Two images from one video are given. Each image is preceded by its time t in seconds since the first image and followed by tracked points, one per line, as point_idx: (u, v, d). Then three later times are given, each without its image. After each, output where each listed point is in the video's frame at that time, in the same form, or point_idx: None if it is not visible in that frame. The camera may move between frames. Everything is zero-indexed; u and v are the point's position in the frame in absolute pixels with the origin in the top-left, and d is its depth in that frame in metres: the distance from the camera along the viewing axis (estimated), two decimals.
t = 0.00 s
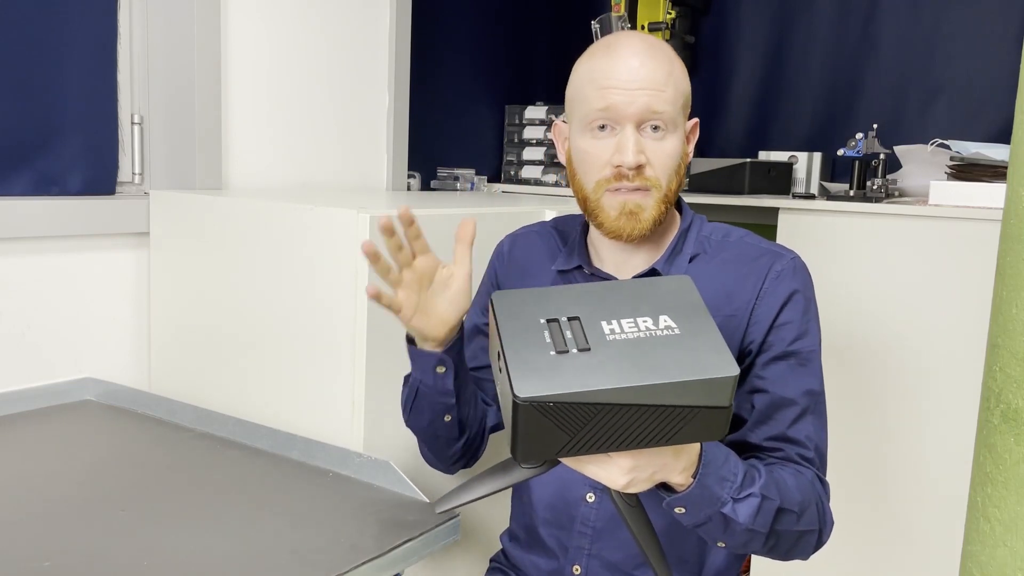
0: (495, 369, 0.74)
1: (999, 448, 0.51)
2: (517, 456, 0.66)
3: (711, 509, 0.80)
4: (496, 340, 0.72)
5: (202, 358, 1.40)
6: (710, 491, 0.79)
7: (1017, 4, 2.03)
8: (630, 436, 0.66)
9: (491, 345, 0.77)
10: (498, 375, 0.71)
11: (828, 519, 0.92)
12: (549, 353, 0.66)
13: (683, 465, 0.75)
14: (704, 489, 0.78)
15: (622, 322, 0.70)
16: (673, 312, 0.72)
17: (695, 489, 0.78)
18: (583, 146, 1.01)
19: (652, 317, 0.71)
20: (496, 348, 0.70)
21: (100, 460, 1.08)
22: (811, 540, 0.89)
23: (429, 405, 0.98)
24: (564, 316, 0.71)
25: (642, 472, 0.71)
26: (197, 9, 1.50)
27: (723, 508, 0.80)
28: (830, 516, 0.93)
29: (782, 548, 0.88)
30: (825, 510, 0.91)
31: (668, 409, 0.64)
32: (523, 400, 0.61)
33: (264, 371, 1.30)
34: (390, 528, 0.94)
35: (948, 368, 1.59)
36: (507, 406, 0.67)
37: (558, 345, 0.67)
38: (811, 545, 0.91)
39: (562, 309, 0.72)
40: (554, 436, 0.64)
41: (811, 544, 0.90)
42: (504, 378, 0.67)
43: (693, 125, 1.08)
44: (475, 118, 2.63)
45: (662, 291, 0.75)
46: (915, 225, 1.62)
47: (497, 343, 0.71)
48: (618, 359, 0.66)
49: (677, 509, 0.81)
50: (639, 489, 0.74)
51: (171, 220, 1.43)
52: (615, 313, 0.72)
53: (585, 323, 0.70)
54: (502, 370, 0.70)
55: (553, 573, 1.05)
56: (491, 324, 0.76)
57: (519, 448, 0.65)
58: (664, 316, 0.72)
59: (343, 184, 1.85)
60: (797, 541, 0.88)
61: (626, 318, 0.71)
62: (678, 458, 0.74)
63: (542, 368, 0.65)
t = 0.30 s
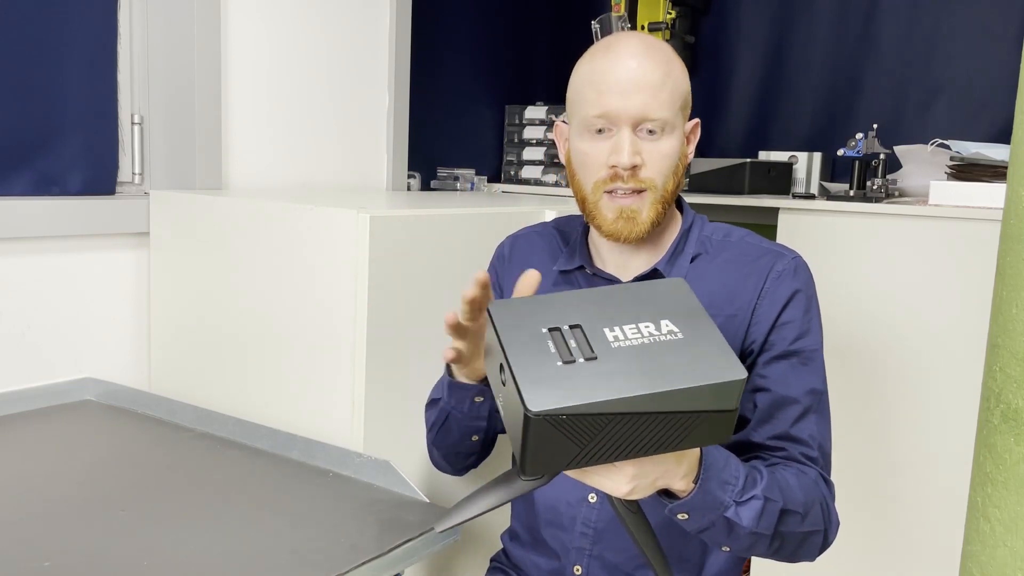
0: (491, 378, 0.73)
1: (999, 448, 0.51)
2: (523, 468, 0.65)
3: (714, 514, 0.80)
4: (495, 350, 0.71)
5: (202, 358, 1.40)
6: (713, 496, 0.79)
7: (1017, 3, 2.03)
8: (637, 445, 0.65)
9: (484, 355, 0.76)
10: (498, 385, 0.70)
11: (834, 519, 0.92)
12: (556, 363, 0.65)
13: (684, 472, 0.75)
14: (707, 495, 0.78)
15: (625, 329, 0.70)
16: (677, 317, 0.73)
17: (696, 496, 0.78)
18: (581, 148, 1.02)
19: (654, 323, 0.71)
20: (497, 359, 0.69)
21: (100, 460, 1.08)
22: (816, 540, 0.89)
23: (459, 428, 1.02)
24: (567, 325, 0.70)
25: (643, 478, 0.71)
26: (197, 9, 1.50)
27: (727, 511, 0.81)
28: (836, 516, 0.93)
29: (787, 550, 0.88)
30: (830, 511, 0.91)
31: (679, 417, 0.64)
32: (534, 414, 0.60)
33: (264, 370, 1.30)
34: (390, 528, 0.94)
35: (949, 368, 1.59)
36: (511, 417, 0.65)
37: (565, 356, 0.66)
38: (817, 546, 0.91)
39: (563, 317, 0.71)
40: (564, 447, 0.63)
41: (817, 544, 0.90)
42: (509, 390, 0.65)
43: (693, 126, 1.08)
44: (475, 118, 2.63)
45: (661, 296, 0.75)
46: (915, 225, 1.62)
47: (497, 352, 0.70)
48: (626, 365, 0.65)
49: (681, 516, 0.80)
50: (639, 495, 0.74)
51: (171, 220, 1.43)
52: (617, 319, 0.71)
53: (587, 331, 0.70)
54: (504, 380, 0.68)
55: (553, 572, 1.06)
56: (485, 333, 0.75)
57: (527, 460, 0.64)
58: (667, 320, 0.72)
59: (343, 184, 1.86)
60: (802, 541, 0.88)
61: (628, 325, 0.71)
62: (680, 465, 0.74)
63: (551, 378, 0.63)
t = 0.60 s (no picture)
0: (478, 363, 0.70)
1: (1000, 448, 0.51)
2: (532, 446, 0.62)
3: (704, 500, 0.80)
4: (486, 331, 0.68)
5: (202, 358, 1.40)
6: (701, 480, 0.79)
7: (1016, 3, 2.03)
8: (641, 415, 0.64)
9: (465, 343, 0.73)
10: (491, 365, 0.67)
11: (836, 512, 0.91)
12: (558, 336, 0.63)
13: (670, 452, 0.76)
14: (695, 478, 0.78)
15: (615, 302, 0.69)
16: (662, 292, 0.73)
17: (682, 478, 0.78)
18: (581, 148, 1.02)
19: (640, 297, 0.71)
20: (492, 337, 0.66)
21: (100, 460, 1.08)
22: (816, 532, 0.88)
23: (491, 422, 1.02)
24: (558, 300, 0.69)
25: (630, 455, 0.71)
26: (197, 9, 1.50)
27: (716, 497, 0.81)
28: (838, 510, 0.92)
29: (785, 541, 0.88)
30: (830, 502, 0.90)
31: (684, 384, 0.63)
32: (553, 384, 0.58)
33: (264, 371, 1.30)
34: (390, 528, 0.94)
35: (949, 368, 1.59)
36: (517, 394, 0.63)
37: (567, 329, 0.64)
38: (818, 539, 0.90)
39: (553, 294, 0.70)
40: (574, 419, 0.61)
41: (818, 537, 0.89)
42: (514, 365, 0.63)
43: (699, 128, 1.07)
44: (475, 118, 2.63)
45: (642, 274, 0.77)
46: (915, 225, 1.62)
47: (489, 332, 0.67)
48: (627, 334, 0.64)
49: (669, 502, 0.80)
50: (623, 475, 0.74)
51: (171, 220, 1.43)
52: (604, 295, 0.71)
53: (579, 305, 0.68)
54: (502, 358, 0.65)
55: (554, 569, 1.05)
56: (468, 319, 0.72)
57: (538, 435, 0.61)
58: (653, 294, 0.72)
59: (343, 184, 1.86)
60: (801, 532, 0.87)
61: (617, 299, 0.70)
62: (665, 445, 0.75)
63: (559, 348, 0.61)
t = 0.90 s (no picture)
0: (475, 357, 0.69)
1: (1000, 448, 0.55)
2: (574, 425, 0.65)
3: (682, 476, 0.80)
4: (490, 323, 0.67)
5: (202, 358, 1.40)
6: (676, 455, 0.79)
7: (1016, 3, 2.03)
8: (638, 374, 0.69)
9: (448, 340, 0.71)
10: (502, 356, 0.67)
11: (834, 504, 0.88)
12: (573, 312, 0.66)
13: (642, 425, 0.78)
14: (670, 450, 0.79)
15: (585, 268, 0.73)
16: (611, 249, 0.79)
17: (657, 446, 0.79)
18: (589, 132, 1.02)
19: (597, 259, 0.75)
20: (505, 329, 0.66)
21: (100, 460, 1.08)
22: (811, 520, 0.85)
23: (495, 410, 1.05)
24: (542, 276, 0.70)
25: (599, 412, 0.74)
26: (197, 9, 1.50)
27: (694, 474, 0.80)
28: (836, 502, 0.88)
29: (777, 529, 0.85)
30: (825, 491, 0.87)
31: (664, 332, 0.70)
32: (604, 357, 0.61)
33: (264, 371, 1.30)
34: (390, 528, 0.94)
35: (949, 368, 1.59)
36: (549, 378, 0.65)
37: (575, 304, 0.67)
38: (813, 530, 0.86)
39: (534, 270, 0.71)
40: (607, 391, 0.64)
41: (813, 528, 0.86)
42: (545, 351, 0.64)
43: (712, 128, 1.07)
44: (475, 118, 2.63)
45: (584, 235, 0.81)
46: (915, 225, 1.62)
47: (495, 324, 0.67)
48: (620, 300, 0.68)
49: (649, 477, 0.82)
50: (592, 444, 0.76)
51: (171, 219, 1.43)
52: (573, 261, 0.74)
53: (561, 278, 0.70)
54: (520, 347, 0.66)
55: (556, 566, 1.05)
56: (451, 314, 0.70)
57: (582, 411, 0.64)
58: (604, 253, 0.77)
59: (343, 184, 1.86)
60: (793, 519, 0.85)
61: (585, 267, 0.73)
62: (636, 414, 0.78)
63: (582, 322, 0.64)
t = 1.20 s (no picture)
0: (503, 352, 0.70)
1: (1000, 448, 0.57)
2: (615, 390, 0.69)
3: (641, 471, 0.80)
4: (519, 311, 0.69)
5: (202, 358, 1.40)
6: (635, 448, 0.79)
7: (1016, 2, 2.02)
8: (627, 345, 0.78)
9: (472, 341, 0.70)
10: (534, 340, 0.69)
11: (796, 519, 0.87)
12: (585, 287, 0.72)
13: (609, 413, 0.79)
14: (633, 442, 0.79)
15: (556, 261, 0.80)
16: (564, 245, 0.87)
17: (620, 437, 0.79)
18: (612, 130, 1.02)
19: (555, 254, 0.83)
20: (539, 310, 0.69)
21: (100, 460, 1.08)
22: (767, 533, 0.85)
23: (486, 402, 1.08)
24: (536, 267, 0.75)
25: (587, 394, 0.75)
26: (197, 10, 1.50)
27: (654, 469, 0.80)
28: (799, 518, 0.87)
29: (733, 538, 0.85)
30: (788, 506, 0.86)
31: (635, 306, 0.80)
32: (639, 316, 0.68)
33: (264, 371, 1.30)
34: (389, 528, 0.94)
35: (949, 368, 1.59)
36: (586, 348, 0.69)
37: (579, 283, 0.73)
38: (771, 543, 0.86)
39: (526, 263, 0.76)
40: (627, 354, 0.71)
41: (770, 539, 0.86)
42: (581, 321, 0.69)
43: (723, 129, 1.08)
44: (475, 118, 2.63)
45: (531, 238, 0.88)
46: (915, 225, 1.62)
47: (524, 310, 0.69)
48: (605, 280, 0.77)
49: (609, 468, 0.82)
50: (579, 437, 0.77)
51: (171, 220, 1.43)
52: (542, 257, 0.81)
53: (549, 267, 0.76)
54: (550, 327, 0.69)
55: (556, 563, 1.05)
56: (473, 314, 0.70)
57: (621, 375, 0.69)
58: (553, 250, 0.85)
59: (343, 184, 1.86)
60: (748, 530, 0.85)
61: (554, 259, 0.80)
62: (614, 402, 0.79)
63: (598, 293, 0.71)
